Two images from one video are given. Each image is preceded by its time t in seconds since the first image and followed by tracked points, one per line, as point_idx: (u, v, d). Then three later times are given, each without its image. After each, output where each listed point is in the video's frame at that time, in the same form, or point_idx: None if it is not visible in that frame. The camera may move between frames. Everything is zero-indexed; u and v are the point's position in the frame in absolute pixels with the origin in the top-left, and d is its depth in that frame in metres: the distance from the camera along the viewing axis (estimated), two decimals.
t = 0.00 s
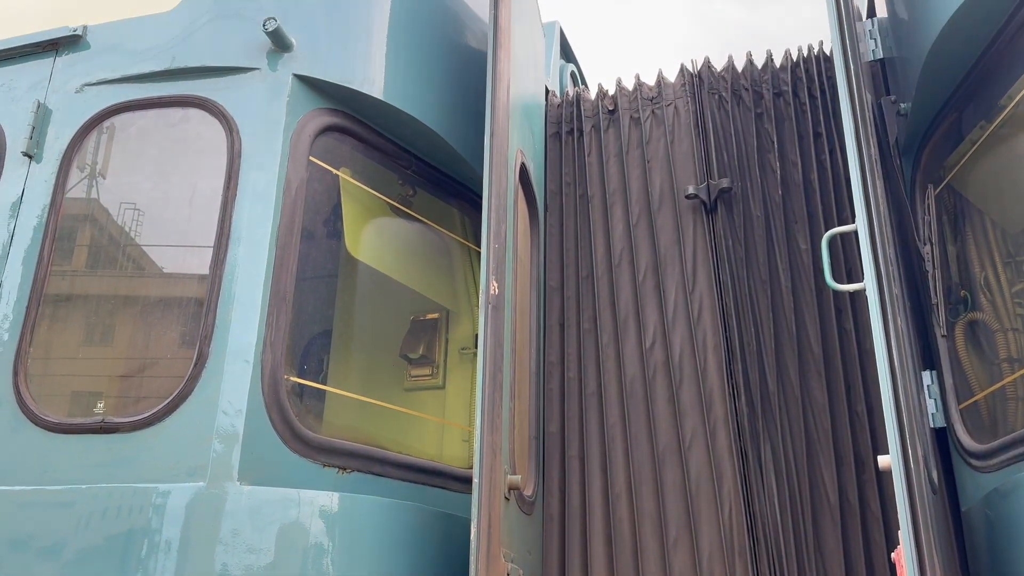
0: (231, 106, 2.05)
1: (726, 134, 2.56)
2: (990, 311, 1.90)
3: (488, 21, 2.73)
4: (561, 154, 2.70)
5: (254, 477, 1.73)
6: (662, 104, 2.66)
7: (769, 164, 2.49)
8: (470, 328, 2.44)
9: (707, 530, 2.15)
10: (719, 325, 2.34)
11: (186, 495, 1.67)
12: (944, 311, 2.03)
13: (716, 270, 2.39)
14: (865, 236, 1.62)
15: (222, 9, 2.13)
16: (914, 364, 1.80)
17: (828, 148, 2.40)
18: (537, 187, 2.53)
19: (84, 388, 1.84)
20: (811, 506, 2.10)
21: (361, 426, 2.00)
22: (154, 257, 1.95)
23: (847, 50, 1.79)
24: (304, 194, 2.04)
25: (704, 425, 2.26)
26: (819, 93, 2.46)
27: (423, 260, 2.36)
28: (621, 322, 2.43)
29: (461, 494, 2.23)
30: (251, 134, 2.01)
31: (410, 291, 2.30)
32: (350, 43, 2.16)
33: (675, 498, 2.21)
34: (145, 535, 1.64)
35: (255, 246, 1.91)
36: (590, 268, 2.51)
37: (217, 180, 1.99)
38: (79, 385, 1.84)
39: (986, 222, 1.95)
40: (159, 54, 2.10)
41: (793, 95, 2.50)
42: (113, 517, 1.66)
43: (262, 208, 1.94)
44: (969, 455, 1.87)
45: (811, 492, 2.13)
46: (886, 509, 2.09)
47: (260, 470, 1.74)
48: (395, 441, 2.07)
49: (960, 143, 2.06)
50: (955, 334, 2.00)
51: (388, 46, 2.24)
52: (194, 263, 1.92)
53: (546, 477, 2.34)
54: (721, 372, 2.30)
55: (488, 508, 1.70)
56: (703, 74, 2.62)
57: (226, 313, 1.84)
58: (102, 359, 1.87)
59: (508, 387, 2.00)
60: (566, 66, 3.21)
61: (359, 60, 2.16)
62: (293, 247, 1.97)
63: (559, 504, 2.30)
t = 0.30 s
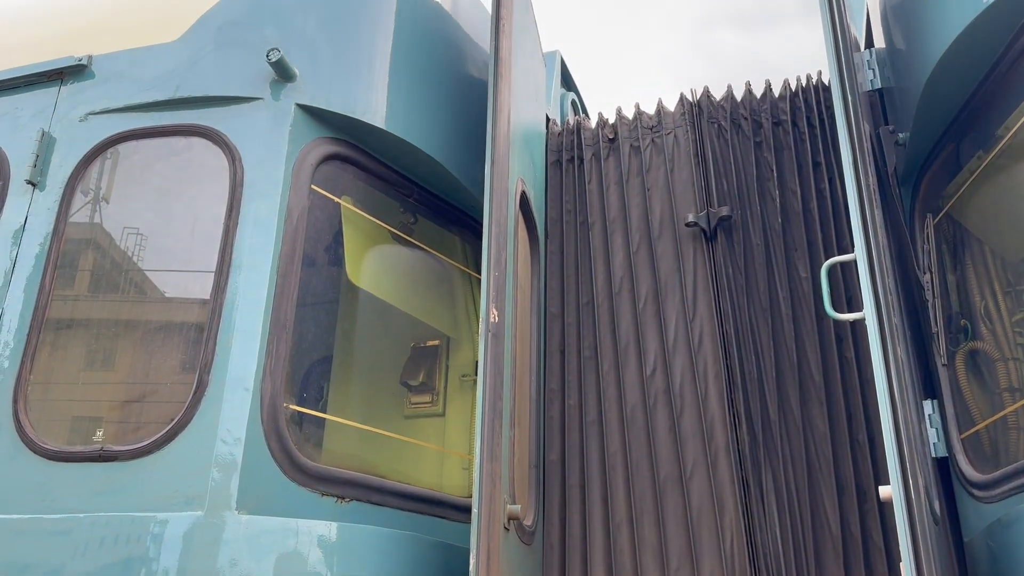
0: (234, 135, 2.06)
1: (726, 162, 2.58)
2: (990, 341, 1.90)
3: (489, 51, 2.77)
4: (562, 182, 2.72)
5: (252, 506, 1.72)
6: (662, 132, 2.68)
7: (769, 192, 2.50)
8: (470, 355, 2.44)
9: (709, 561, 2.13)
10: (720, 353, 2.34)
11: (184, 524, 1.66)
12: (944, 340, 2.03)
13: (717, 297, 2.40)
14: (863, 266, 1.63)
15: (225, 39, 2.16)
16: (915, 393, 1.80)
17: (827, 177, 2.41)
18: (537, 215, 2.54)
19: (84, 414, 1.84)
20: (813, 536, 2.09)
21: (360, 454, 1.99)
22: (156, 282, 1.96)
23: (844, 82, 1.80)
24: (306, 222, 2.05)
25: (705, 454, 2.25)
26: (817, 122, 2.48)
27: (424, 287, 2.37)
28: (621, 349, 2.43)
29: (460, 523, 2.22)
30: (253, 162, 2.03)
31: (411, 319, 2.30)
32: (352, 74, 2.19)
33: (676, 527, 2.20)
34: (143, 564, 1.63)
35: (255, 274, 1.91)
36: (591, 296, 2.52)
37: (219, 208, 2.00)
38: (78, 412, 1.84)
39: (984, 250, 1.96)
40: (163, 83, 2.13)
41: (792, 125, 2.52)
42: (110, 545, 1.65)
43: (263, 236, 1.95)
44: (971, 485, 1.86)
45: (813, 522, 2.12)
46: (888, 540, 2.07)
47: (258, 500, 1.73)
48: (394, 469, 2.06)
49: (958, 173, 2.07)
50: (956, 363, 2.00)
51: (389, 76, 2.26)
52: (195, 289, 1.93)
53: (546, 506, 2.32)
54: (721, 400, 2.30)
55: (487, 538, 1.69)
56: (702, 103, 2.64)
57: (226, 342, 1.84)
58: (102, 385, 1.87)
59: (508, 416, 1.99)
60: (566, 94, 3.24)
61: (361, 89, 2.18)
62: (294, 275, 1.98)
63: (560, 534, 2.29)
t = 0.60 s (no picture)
0: (231, 152, 2.07)
1: (722, 179, 2.59)
2: (986, 358, 1.90)
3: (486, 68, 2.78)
4: (559, 199, 2.73)
5: (246, 524, 1.71)
6: (658, 149, 2.69)
7: (764, 209, 2.51)
8: (467, 371, 2.44)
9: None
10: (716, 370, 2.33)
11: (178, 542, 1.65)
12: (940, 358, 2.04)
13: (713, 314, 2.40)
14: (858, 283, 1.63)
15: (223, 57, 2.17)
16: (911, 411, 1.80)
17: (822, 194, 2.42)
18: (534, 231, 2.55)
19: (78, 430, 1.83)
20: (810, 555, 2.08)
21: (355, 472, 1.99)
22: (152, 298, 1.96)
23: (838, 100, 1.81)
24: (302, 239, 2.05)
25: (701, 471, 2.24)
26: (812, 140, 2.49)
27: (420, 304, 2.37)
28: (618, 365, 2.42)
29: (455, 541, 2.21)
30: (250, 179, 2.03)
31: (407, 335, 2.30)
32: (349, 91, 2.20)
33: (672, 544, 2.19)
34: None
35: (251, 290, 1.91)
36: (587, 312, 2.52)
37: (215, 224, 2.01)
38: (72, 428, 1.83)
39: (979, 268, 1.96)
40: (160, 100, 2.14)
41: (787, 142, 2.54)
42: (103, 563, 1.64)
43: (259, 253, 1.95)
44: (967, 503, 1.86)
45: (810, 540, 2.11)
46: (885, 558, 2.06)
47: (252, 517, 1.72)
48: (389, 487, 2.06)
49: (952, 191, 2.07)
50: (951, 381, 2.00)
51: (387, 94, 2.27)
52: (191, 305, 1.93)
53: (542, 524, 2.31)
54: (718, 416, 2.29)
55: (482, 556, 1.69)
56: (698, 120, 2.66)
57: (221, 358, 1.84)
58: (96, 401, 1.86)
59: (504, 434, 1.99)
60: (563, 111, 3.25)
61: (358, 106, 2.19)
62: (290, 291, 1.98)
63: (556, 553, 2.28)
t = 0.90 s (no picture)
0: (221, 153, 2.07)
1: (712, 183, 2.59)
2: (974, 361, 1.91)
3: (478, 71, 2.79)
4: (550, 202, 2.73)
5: (235, 527, 1.70)
6: (649, 152, 2.70)
7: (754, 213, 2.52)
8: (457, 374, 2.44)
9: None
10: (706, 372, 2.34)
11: (166, 545, 1.64)
12: (929, 361, 2.05)
13: (703, 317, 2.41)
14: (847, 287, 1.64)
15: (213, 58, 2.16)
16: (899, 414, 1.81)
17: (811, 198, 2.43)
18: (525, 233, 2.55)
19: (65, 433, 1.82)
20: (799, 557, 2.08)
21: (345, 474, 1.98)
22: (141, 299, 1.95)
23: (829, 105, 1.82)
24: (293, 240, 2.05)
25: (691, 474, 2.25)
26: (802, 144, 2.50)
27: (411, 306, 2.37)
28: (608, 368, 2.43)
29: (446, 544, 2.20)
30: (240, 180, 2.03)
31: (398, 337, 2.30)
32: (340, 93, 2.20)
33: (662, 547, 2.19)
34: None
35: (241, 292, 1.90)
36: (578, 314, 2.52)
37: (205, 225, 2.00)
38: (59, 430, 1.82)
39: (968, 271, 1.97)
40: (150, 101, 2.13)
41: (777, 146, 2.55)
42: (91, 566, 1.63)
43: (249, 254, 1.95)
44: (956, 506, 1.87)
45: (800, 542, 2.11)
46: (875, 560, 2.07)
47: (241, 520, 1.71)
48: (379, 489, 2.05)
49: (941, 195, 2.09)
50: (940, 384, 2.01)
51: (377, 96, 2.27)
52: (180, 307, 1.92)
53: (532, 527, 2.31)
54: (708, 419, 2.30)
55: (472, 559, 1.68)
56: (689, 124, 2.67)
57: (210, 360, 1.83)
58: (84, 404, 1.85)
59: (494, 436, 1.98)
60: (554, 115, 3.26)
61: (349, 108, 2.19)
62: (280, 293, 1.97)
63: (547, 557, 2.28)
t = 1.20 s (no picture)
0: (210, 138, 2.03)
1: (703, 174, 2.59)
2: (964, 351, 1.92)
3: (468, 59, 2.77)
4: (541, 191, 2.72)
5: (225, 515, 1.68)
6: (640, 143, 2.69)
7: (745, 204, 2.52)
8: (448, 364, 2.43)
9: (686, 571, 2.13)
10: (696, 363, 2.34)
11: (154, 533, 1.61)
12: (919, 351, 2.06)
13: (693, 307, 2.41)
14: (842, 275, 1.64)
15: (202, 41, 2.13)
16: (891, 403, 1.82)
17: (802, 189, 2.44)
18: (516, 222, 2.54)
19: (50, 425, 1.78)
20: (789, 545, 2.09)
21: (335, 463, 1.96)
22: (129, 286, 1.92)
23: (823, 93, 1.82)
24: (283, 227, 2.02)
25: (681, 464, 2.25)
26: (793, 135, 2.51)
27: (401, 295, 2.35)
28: (599, 358, 2.42)
29: (437, 533, 2.19)
30: (230, 164, 2.00)
31: (388, 326, 2.28)
32: (331, 79, 2.17)
33: (652, 536, 2.19)
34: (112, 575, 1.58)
35: (231, 278, 1.88)
36: (569, 305, 2.52)
37: (194, 211, 1.97)
38: (44, 420, 1.79)
39: (959, 263, 1.98)
40: (137, 85, 2.09)
41: (768, 137, 2.55)
42: (77, 555, 1.60)
43: (239, 240, 1.92)
44: (946, 495, 1.88)
45: (789, 531, 2.12)
46: (864, 548, 2.08)
47: (230, 508, 1.69)
48: (369, 478, 2.04)
49: (932, 186, 2.10)
50: (930, 373, 2.02)
51: (368, 82, 2.25)
52: (169, 293, 1.89)
53: (522, 517, 2.31)
54: (698, 409, 2.30)
55: (466, 547, 1.67)
56: (680, 115, 2.66)
57: (199, 346, 1.81)
58: (68, 397, 1.81)
59: (486, 425, 1.97)
60: (544, 105, 3.24)
61: (340, 95, 2.17)
62: (271, 280, 1.95)
63: (537, 546, 2.27)
